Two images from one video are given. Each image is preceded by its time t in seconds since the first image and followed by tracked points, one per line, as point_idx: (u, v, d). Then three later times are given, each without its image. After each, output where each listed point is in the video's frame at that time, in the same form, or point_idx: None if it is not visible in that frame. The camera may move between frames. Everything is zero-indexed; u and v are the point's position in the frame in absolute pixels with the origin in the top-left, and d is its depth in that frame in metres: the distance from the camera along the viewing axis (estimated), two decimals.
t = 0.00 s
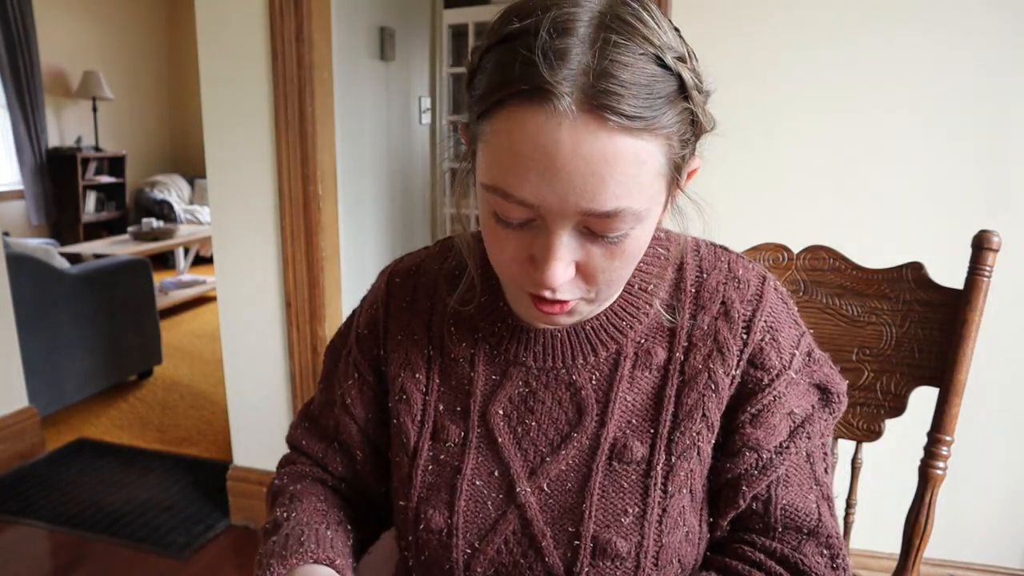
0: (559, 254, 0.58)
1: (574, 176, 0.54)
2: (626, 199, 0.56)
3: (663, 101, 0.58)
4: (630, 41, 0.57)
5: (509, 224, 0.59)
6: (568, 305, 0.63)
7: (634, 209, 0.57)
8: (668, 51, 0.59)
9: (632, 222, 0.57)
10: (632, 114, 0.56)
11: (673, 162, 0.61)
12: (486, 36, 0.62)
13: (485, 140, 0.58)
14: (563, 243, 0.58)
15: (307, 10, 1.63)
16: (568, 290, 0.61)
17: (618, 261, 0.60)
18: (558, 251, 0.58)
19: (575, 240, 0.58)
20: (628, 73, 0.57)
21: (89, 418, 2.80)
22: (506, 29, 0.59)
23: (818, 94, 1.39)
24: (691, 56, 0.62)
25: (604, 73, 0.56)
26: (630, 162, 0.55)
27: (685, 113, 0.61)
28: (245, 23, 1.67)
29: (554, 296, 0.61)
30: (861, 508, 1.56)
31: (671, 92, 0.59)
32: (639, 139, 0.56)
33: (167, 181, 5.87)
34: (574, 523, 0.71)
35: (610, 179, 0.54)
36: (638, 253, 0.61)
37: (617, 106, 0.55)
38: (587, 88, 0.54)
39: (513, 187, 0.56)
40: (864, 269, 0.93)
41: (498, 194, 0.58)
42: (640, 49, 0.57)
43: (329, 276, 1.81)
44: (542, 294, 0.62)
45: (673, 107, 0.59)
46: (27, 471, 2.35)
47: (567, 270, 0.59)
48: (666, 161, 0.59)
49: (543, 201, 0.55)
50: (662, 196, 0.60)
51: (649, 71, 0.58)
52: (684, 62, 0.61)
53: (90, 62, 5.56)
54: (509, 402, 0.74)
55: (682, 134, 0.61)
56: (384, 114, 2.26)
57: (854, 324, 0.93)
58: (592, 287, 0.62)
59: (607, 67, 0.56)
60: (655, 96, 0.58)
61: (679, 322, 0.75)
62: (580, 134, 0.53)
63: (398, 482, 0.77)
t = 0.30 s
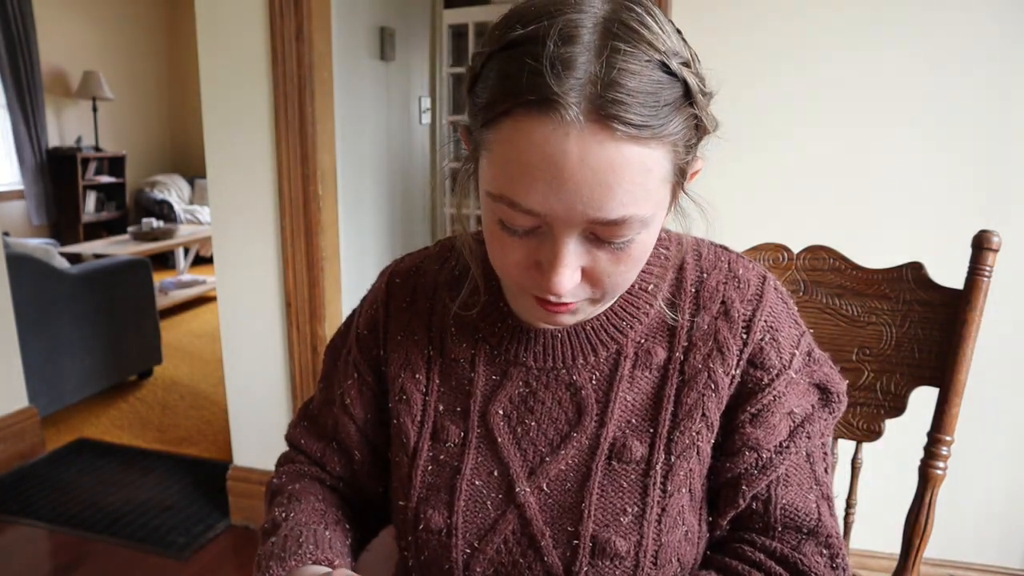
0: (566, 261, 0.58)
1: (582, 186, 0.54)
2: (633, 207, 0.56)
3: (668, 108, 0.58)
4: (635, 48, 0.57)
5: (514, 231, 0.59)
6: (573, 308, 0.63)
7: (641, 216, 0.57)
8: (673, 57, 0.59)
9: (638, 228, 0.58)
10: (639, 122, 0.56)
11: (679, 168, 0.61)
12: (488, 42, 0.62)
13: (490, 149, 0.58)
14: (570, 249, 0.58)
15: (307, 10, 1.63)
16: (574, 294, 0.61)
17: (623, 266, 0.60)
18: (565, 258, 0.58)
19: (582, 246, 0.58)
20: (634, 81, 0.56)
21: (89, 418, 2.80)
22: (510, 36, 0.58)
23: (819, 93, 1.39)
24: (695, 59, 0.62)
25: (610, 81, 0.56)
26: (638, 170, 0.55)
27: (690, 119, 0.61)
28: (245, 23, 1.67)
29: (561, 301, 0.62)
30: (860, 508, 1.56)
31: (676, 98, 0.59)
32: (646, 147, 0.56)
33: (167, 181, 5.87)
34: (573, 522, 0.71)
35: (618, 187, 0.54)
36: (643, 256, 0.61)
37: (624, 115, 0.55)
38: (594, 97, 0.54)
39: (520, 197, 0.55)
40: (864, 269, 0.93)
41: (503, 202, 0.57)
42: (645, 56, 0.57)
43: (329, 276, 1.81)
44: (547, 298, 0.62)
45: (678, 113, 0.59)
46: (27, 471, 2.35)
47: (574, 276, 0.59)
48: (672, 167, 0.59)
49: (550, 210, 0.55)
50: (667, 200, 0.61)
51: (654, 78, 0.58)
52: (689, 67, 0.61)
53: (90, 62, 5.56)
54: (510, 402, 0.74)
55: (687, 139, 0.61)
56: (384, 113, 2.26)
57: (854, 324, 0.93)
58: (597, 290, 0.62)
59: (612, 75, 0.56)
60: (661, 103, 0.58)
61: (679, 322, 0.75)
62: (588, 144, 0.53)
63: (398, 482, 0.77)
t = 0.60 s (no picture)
0: (566, 264, 0.58)
1: (583, 190, 0.54)
2: (634, 212, 0.56)
3: (669, 113, 0.58)
4: (637, 52, 0.57)
5: (515, 233, 0.59)
6: (573, 310, 0.63)
7: (642, 220, 0.57)
8: (674, 61, 0.59)
9: (639, 232, 0.58)
10: (640, 127, 0.56)
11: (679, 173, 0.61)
12: (488, 44, 0.62)
13: (491, 152, 0.58)
14: (570, 253, 0.58)
15: (307, 10, 1.63)
16: (573, 296, 0.61)
17: (623, 269, 0.60)
18: (566, 261, 0.58)
19: (582, 249, 0.58)
20: (635, 86, 0.56)
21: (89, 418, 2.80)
22: (510, 39, 0.58)
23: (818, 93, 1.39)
24: (697, 63, 0.62)
25: (612, 86, 0.56)
26: (639, 176, 0.55)
27: (691, 124, 0.61)
28: (245, 23, 1.67)
29: (560, 303, 0.62)
30: (861, 509, 1.56)
31: (677, 101, 0.59)
32: (647, 152, 0.56)
33: (167, 181, 5.87)
34: (572, 521, 0.71)
35: (619, 192, 0.54)
36: (643, 260, 0.61)
37: (625, 120, 0.55)
38: (595, 102, 0.54)
39: (521, 200, 0.55)
40: (864, 269, 0.93)
41: (503, 205, 0.57)
42: (646, 60, 0.57)
43: (329, 277, 1.81)
44: (546, 299, 0.62)
45: (680, 118, 0.59)
46: (27, 471, 2.35)
47: (574, 280, 0.59)
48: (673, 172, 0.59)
49: (551, 214, 0.55)
50: (667, 204, 0.61)
51: (655, 83, 0.58)
52: (690, 71, 0.61)
53: (90, 62, 5.56)
54: (509, 401, 0.74)
55: (688, 144, 0.61)
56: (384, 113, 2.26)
57: (854, 324, 0.93)
58: (597, 292, 0.62)
59: (613, 80, 0.56)
60: (662, 108, 0.58)
61: (678, 322, 0.75)
62: (590, 149, 0.53)
63: (397, 482, 0.77)
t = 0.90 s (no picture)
0: (567, 270, 0.58)
1: (584, 199, 0.54)
2: (634, 219, 0.56)
3: (671, 121, 0.58)
4: (640, 60, 0.57)
5: (515, 238, 0.59)
6: (572, 314, 0.64)
7: (642, 226, 0.57)
8: (676, 67, 0.59)
9: (640, 237, 0.58)
10: (642, 136, 0.55)
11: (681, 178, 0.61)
12: (488, 48, 0.61)
13: (492, 158, 0.57)
14: (571, 259, 0.58)
15: (307, 10, 1.63)
16: (574, 300, 0.62)
17: (623, 273, 0.61)
18: (567, 266, 0.58)
19: (583, 255, 0.58)
20: (638, 95, 0.56)
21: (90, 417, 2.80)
22: (511, 45, 0.58)
23: (818, 93, 1.39)
24: (698, 67, 0.62)
25: (614, 95, 0.55)
26: (640, 184, 0.55)
27: (693, 130, 0.61)
28: (245, 23, 1.67)
29: (560, 307, 0.62)
30: (861, 508, 1.56)
31: (679, 108, 0.59)
32: (649, 160, 0.56)
33: (167, 181, 5.87)
34: (570, 520, 0.71)
35: (620, 200, 0.55)
36: (643, 264, 0.62)
37: (628, 129, 0.55)
38: (598, 112, 0.54)
39: (522, 207, 0.55)
40: (864, 269, 0.93)
41: (504, 210, 0.57)
42: (650, 67, 0.57)
43: (329, 276, 1.81)
44: (547, 303, 0.62)
45: (682, 126, 0.59)
46: (27, 471, 2.35)
47: (574, 285, 0.59)
48: (674, 179, 0.60)
49: (551, 221, 0.55)
50: (667, 210, 0.61)
51: (658, 91, 0.58)
52: (692, 76, 0.61)
53: (90, 62, 5.56)
54: (508, 400, 0.74)
55: (689, 150, 0.61)
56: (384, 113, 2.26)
57: (854, 324, 0.93)
58: (597, 295, 0.62)
59: (616, 88, 0.56)
60: (665, 116, 0.58)
61: (677, 322, 0.75)
62: (592, 157, 0.53)
63: (397, 480, 0.77)
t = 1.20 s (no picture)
0: (568, 273, 0.58)
1: (587, 203, 0.54)
2: (636, 224, 0.56)
3: (675, 124, 0.58)
4: (644, 64, 0.57)
5: (517, 240, 0.59)
6: (573, 316, 0.64)
7: (644, 230, 0.57)
8: (680, 72, 0.58)
9: (642, 241, 0.58)
10: (645, 141, 0.55)
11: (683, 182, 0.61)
12: (492, 50, 0.61)
13: (496, 161, 0.57)
14: (573, 262, 0.58)
15: (307, 10, 1.63)
16: (575, 302, 0.62)
17: (625, 276, 0.61)
18: (569, 270, 0.58)
19: (585, 259, 0.58)
20: (642, 100, 0.56)
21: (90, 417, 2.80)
22: (515, 48, 0.58)
23: (818, 93, 1.39)
24: (701, 71, 0.62)
25: (617, 100, 0.55)
26: (642, 189, 0.55)
27: (695, 134, 0.61)
28: (245, 23, 1.67)
29: (560, 309, 0.62)
30: (860, 508, 1.56)
31: (682, 113, 0.59)
32: (652, 164, 0.56)
33: (167, 181, 5.87)
34: (570, 519, 0.71)
35: (623, 205, 0.54)
36: (644, 267, 0.61)
37: (632, 134, 0.55)
38: (601, 117, 0.54)
39: (525, 211, 0.55)
40: (864, 269, 0.93)
41: (507, 214, 0.57)
42: (653, 72, 0.57)
43: (329, 276, 1.81)
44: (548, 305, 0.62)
45: (684, 131, 0.59)
46: (27, 471, 2.35)
47: (575, 288, 0.59)
48: (676, 183, 0.60)
49: (554, 225, 0.55)
50: (669, 213, 0.61)
51: (662, 96, 0.58)
52: (695, 80, 0.61)
53: (90, 62, 5.56)
54: (509, 399, 0.74)
55: (691, 153, 0.61)
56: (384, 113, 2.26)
57: (854, 324, 0.93)
58: (599, 297, 0.62)
59: (620, 93, 0.56)
60: (667, 122, 0.58)
61: (677, 321, 0.75)
62: (595, 162, 0.53)
63: (398, 479, 0.77)
